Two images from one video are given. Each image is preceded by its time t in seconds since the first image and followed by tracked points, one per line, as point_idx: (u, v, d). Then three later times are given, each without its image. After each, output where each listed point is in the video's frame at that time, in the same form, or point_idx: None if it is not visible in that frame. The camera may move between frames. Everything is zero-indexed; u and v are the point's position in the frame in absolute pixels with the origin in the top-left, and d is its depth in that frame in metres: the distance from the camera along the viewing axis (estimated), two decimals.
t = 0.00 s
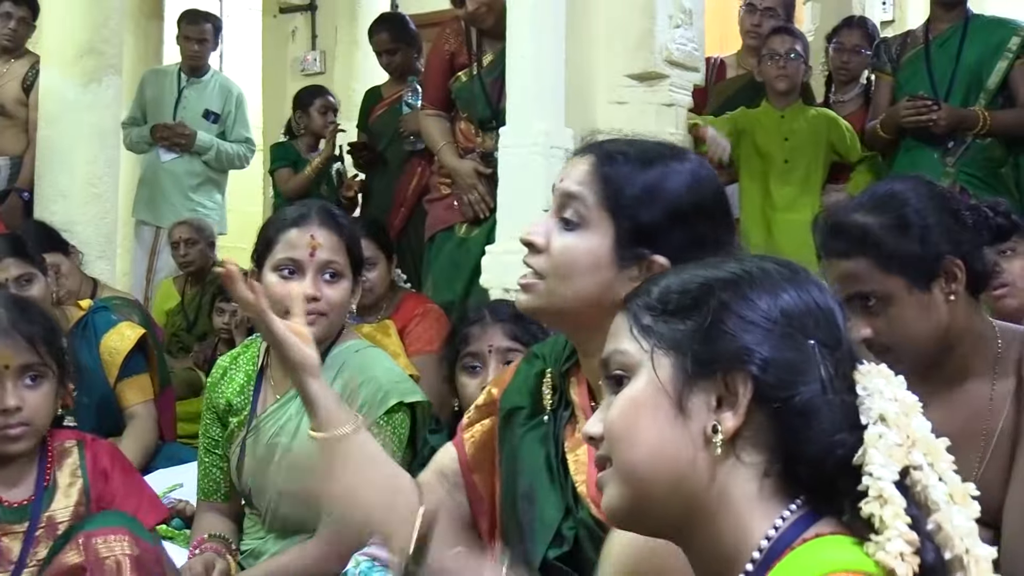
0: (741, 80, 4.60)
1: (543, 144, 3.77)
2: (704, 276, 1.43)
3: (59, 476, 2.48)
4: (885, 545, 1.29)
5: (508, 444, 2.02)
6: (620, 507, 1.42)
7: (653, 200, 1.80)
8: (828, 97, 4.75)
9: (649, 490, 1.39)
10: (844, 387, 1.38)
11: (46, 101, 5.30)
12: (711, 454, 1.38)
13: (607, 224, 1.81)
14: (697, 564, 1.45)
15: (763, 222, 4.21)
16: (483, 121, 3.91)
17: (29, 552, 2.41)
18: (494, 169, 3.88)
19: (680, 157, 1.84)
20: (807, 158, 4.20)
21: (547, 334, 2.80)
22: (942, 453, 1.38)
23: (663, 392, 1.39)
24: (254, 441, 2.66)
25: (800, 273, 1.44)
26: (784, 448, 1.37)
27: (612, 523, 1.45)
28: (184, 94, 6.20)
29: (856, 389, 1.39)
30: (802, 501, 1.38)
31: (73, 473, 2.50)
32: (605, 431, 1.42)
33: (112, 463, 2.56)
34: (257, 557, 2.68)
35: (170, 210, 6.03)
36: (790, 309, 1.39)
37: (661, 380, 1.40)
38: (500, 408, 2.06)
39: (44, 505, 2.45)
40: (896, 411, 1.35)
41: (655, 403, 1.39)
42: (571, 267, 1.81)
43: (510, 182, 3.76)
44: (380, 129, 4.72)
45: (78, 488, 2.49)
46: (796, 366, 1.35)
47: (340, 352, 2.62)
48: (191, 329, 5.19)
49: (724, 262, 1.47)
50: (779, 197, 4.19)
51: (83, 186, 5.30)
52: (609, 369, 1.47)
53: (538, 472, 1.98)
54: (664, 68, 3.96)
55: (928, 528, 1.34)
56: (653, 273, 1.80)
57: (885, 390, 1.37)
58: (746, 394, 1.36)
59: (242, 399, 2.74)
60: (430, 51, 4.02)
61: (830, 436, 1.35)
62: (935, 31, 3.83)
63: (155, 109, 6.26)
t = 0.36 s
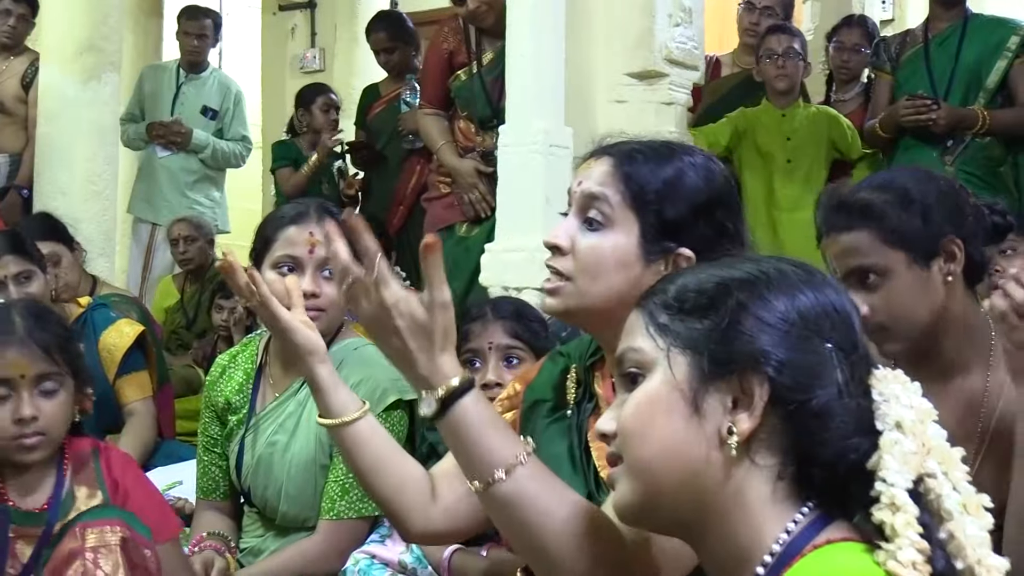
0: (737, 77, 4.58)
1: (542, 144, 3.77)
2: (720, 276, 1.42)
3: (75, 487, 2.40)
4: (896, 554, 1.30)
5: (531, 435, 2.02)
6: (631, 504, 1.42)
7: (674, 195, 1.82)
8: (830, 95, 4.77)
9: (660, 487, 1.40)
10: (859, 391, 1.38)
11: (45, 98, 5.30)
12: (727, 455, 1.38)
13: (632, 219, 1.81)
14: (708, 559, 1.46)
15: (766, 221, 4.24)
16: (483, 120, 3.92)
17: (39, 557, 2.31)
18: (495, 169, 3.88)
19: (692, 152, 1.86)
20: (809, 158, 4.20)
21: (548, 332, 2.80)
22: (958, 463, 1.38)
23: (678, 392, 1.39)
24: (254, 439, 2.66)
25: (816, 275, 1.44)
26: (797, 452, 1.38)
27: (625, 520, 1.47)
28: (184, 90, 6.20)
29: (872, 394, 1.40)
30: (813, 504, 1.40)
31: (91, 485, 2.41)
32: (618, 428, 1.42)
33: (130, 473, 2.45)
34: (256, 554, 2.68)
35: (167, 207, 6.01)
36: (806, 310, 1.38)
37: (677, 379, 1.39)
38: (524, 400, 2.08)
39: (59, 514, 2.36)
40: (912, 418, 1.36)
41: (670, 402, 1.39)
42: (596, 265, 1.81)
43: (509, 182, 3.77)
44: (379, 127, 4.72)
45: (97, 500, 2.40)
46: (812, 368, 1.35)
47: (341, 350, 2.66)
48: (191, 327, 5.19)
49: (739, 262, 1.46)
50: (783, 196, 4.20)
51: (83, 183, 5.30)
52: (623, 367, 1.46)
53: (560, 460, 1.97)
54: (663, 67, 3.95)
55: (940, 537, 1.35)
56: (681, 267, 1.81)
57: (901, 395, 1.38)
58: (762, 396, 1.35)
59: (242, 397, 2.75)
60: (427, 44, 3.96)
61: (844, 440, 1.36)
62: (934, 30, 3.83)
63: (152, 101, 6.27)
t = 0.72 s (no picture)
0: (728, 76, 4.58)
1: (542, 143, 3.77)
2: (749, 281, 1.35)
3: (79, 491, 2.38)
4: None
5: (531, 435, 2.04)
6: (642, 510, 1.40)
7: (674, 198, 1.88)
8: (836, 95, 4.79)
9: (669, 497, 1.37)
10: (885, 421, 1.30)
11: (44, 98, 5.30)
12: (733, 478, 1.34)
13: (633, 221, 1.88)
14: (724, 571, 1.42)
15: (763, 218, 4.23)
16: (483, 120, 3.92)
17: (42, 563, 2.31)
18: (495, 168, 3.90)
19: (693, 154, 1.92)
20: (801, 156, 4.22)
21: (551, 332, 2.80)
22: (998, 509, 1.26)
23: (688, 405, 1.35)
24: (254, 438, 2.66)
25: (858, 285, 1.35)
26: (813, 483, 1.31)
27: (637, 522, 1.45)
28: (179, 87, 6.28)
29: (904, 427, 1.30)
30: (833, 539, 1.34)
31: (95, 489, 2.39)
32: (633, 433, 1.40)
33: (137, 479, 2.43)
34: (256, 554, 2.67)
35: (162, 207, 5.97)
36: (831, 328, 1.30)
37: (688, 392, 1.35)
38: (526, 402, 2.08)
39: (63, 519, 2.35)
40: (946, 462, 1.26)
41: (679, 414, 1.35)
42: (598, 263, 1.87)
43: (509, 183, 3.76)
44: (378, 125, 4.73)
45: (102, 507, 2.38)
46: (826, 398, 1.28)
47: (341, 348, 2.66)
48: (190, 326, 5.19)
49: (780, 261, 1.38)
50: (778, 197, 4.18)
51: (81, 182, 5.30)
52: (648, 365, 1.43)
53: (561, 460, 1.97)
54: (663, 66, 3.94)
55: None
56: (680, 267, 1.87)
57: (936, 431, 1.27)
58: (769, 423, 1.29)
59: (241, 396, 2.74)
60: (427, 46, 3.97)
61: (865, 477, 1.29)
62: (932, 28, 3.83)
63: (148, 101, 6.26)
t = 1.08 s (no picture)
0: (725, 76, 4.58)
1: (539, 142, 3.78)
2: (757, 284, 1.32)
3: (73, 495, 2.38)
4: None
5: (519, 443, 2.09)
6: (644, 509, 1.41)
7: (643, 200, 1.90)
8: (839, 93, 4.79)
9: (671, 498, 1.37)
10: (892, 439, 1.26)
11: (42, 99, 5.30)
12: (735, 487, 1.33)
13: (601, 227, 1.90)
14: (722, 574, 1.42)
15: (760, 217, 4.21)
16: (482, 120, 3.93)
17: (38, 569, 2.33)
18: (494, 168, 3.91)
19: (661, 156, 1.95)
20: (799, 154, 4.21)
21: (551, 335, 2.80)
22: (1003, 531, 1.26)
23: (689, 410, 1.34)
24: (254, 438, 2.66)
25: (868, 290, 1.32)
26: (815, 498, 1.29)
27: (634, 524, 1.45)
28: (174, 87, 6.21)
29: (911, 443, 1.27)
30: (831, 552, 1.32)
31: (89, 493, 2.39)
32: (631, 437, 1.41)
33: (132, 478, 2.43)
34: (256, 554, 2.68)
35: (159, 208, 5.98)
36: (840, 336, 1.27)
37: (690, 399, 1.34)
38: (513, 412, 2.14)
39: (56, 524, 2.35)
40: (954, 481, 1.24)
41: (680, 419, 1.35)
42: (569, 272, 1.89)
43: (507, 181, 3.75)
44: (378, 125, 4.73)
45: (95, 511, 2.37)
46: (831, 411, 1.25)
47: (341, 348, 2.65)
48: (189, 326, 5.19)
49: (790, 265, 1.35)
50: (775, 197, 4.17)
51: (81, 183, 5.30)
52: (650, 365, 1.44)
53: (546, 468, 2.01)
54: (661, 65, 3.94)
55: None
56: (652, 270, 1.90)
57: (944, 450, 1.24)
58: (774, 435, 1.27)
59: (242, 396, 2.74)
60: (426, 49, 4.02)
61: (869, 494, 1.25)
62: (931, 27, 3.82)
63: (142, 101, 6.21)
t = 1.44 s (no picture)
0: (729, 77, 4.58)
1: (539, 142, 3.76)
2: (714, 288, 1.37)
3: (62, 495, 2.38)
4: None
5: (504, 452, 2.08)
6: (632, 533, 1.36)
7: (630, 204, 1.89)
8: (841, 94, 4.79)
9: (663, 515, 1.34)
10: (863, 409, 1.33)
11: (42, 99, 5.30)
12: (727, 481, 1.33)
13: (588, 232, 1.88)
14: None
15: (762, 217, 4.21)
16: (482, 121, 3.93)
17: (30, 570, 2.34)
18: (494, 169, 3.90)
19: (650, 159, 1.93)
20: (800, 153, 4.22)
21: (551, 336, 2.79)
22: (966, 482, 1.32)
23: (672, 416, 1.34)
24: (257, 436, 2.65)
25: (816, 287, 1.38)
26: (801, 477, 1.33)
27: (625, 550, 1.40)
28: (171, 88, 6.20)
29: (876, 410, 1.34)
30: (820, 531, 1.35)
31: (77, 492, 2.39)
32: (613, 454, 1.37)
33: (121, 473, 2.43)
34: (256, 554, 2.67)
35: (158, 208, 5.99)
36: (803, 325, 1.33)
37: (671, 404, 1.34)
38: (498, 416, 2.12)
39: (44, 525, 2.35)
40: (920, 438, 1.31)
41: (664, 425, 1.34)
42: (553, 280, 1.88)
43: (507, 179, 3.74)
44: (379, 125, 4.72)
45: (82, 511, 2.37)
46: (810, 389, 1.30)
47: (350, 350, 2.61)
48: (189, 327, 5.19)
49: (734, 271, 1.41)
50: (778, 197, 4.18)
51: (81, 183, 5.30)
52: (615, 386, 1.41)
53: (533, 479, 2.01)
54: (661, 66, 3.93)
55: (952, 568, 1.31)
56: (640, 275, 1.89)
57: (908, 411, 1.32)
58: (761, 422, 1.30)
59: (246, 392, 2.73)
60: (425, 51, 4.05)
61: (851, 462, 1.30)
62: (931, 28, 3.82)
63: (140, 102, 6.19)
